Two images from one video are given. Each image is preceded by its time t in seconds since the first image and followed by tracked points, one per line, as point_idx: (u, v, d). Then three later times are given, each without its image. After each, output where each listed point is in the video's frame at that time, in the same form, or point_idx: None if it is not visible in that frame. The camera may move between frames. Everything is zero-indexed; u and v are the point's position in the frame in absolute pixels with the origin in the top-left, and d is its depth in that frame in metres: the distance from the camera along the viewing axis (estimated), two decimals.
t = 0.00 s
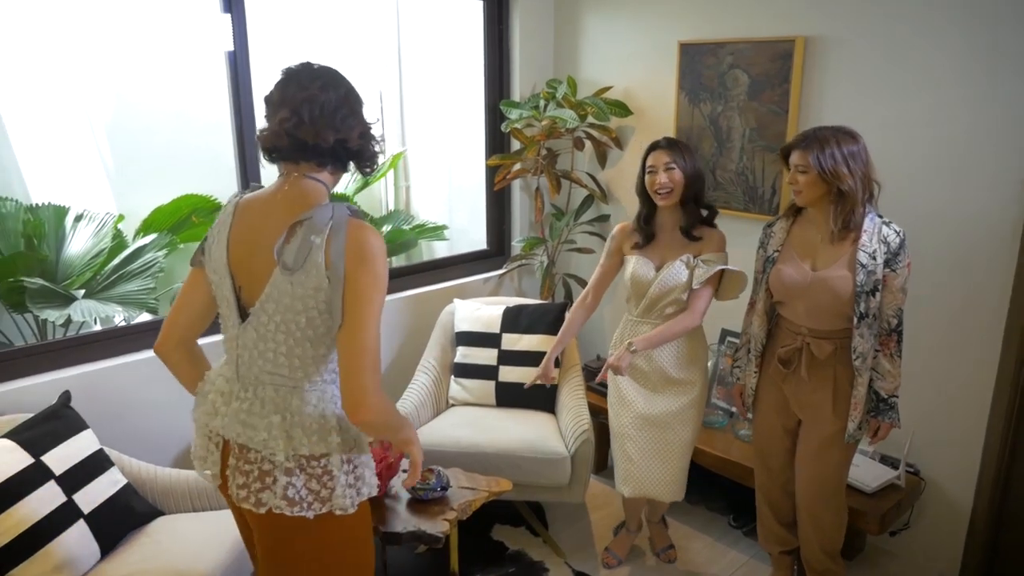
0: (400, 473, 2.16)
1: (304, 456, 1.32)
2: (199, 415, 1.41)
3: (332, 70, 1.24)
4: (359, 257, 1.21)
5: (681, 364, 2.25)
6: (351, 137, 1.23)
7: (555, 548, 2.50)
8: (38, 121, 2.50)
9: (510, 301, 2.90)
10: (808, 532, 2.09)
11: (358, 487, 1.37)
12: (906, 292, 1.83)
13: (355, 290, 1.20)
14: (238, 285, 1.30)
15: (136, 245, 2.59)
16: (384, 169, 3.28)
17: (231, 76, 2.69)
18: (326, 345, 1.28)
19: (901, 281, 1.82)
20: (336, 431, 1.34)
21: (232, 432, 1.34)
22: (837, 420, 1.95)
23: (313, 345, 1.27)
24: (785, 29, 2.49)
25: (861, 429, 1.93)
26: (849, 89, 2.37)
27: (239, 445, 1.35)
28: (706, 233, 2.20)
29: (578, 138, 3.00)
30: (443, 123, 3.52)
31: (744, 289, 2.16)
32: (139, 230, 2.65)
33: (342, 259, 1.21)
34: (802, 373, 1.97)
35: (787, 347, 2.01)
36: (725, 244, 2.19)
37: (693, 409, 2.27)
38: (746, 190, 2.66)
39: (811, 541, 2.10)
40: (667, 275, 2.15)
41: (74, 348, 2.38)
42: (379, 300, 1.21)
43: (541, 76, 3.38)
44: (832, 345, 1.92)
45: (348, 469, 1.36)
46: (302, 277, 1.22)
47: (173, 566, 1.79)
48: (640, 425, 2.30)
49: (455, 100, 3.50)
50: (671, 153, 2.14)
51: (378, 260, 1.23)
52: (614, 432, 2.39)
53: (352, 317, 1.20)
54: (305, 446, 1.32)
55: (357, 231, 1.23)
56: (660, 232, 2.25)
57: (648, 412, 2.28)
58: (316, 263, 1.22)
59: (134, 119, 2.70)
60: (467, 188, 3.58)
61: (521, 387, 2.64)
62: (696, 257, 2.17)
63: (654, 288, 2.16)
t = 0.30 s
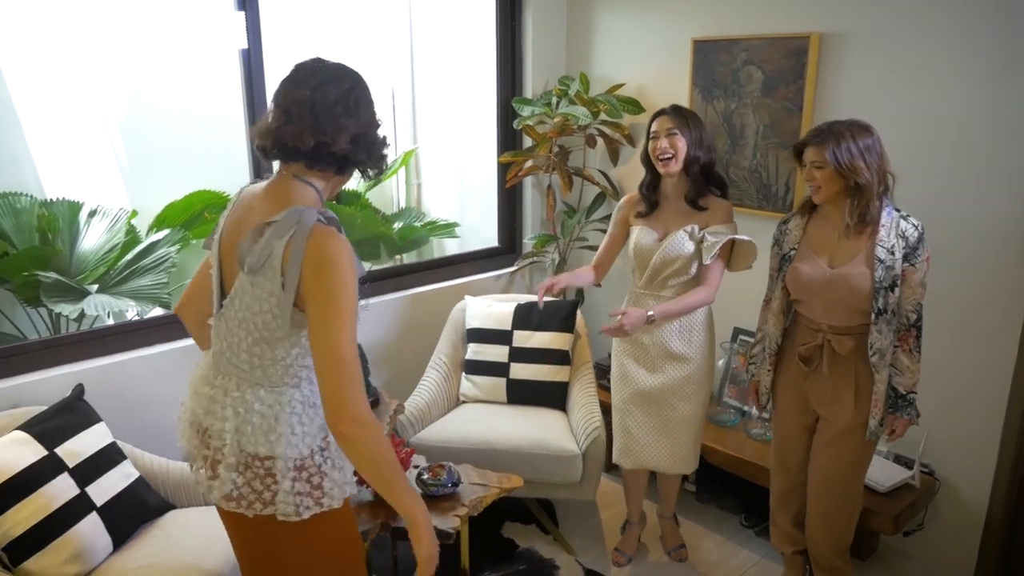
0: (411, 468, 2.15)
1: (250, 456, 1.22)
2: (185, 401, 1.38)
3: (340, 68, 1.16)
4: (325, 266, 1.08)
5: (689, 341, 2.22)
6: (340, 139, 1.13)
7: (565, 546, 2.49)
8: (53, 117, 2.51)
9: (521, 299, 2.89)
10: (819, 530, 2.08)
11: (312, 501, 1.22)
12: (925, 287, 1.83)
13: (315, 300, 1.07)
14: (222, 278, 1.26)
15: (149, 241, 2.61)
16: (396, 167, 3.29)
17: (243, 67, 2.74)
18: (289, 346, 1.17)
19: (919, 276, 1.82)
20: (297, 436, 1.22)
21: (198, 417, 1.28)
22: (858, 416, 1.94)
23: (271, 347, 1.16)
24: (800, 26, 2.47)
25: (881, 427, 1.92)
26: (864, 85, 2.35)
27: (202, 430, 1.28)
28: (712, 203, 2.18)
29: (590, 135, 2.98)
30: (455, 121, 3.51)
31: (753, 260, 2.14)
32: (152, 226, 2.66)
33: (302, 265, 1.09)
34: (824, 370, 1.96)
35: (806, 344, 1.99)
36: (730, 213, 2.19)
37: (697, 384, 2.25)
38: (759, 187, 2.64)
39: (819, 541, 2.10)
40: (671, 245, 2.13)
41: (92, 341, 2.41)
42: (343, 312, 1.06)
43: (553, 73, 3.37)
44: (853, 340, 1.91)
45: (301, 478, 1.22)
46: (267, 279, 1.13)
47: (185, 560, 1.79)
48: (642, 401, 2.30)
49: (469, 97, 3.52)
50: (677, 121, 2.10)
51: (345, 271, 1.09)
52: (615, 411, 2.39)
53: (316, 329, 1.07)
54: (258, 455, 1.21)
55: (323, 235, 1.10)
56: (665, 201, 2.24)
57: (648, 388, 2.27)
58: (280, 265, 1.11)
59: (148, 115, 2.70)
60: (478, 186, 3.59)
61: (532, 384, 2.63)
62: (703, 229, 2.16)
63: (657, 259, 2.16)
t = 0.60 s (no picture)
0: (424, 463, 2.15)
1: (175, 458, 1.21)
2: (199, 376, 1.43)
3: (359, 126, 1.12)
4: (288, 298, 1.04)
5: (690, 333, 2.20)
6: (320, 194, 1.09)
7: (578, 543, 2.48)
8: (71, 112, 2.53)
9: (534, 295, 2.88)
10: (845, 529, 2.07)
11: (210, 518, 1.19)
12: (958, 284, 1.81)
13: (282, 333, 1.04)
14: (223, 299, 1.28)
15: (164, 235, 2.66)
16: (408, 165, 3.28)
17: (259, 67, 2.75)
18: (242, 369, 1.15)
19: (954, 274, 1.81)
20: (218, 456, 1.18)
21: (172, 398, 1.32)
22: (885, 415, 1.93)
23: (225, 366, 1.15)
24: (817, 21, 2.45)
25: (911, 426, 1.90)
26: (882, 81, 2.32)
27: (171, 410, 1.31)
28: (712, 191, 2.16)
29: (604, 131, 2.97)
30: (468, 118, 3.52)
31: (753, 251, 2.13)
32: (166, 221, 2.70)
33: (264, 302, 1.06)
34: (853, 369, 1.94)
35: (832, 344, 1.97)
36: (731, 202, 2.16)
37: (697, 373, 2.23)
38: (775, 183, 2.62)
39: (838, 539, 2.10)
40: (669, 235, 2.13)
41: (110, 333, 2.43)
42: (311, 342, 1.02)
43: (567, 70, 3.36)
44: (881, 341, 1.89)
45: (209, 494, 1.19)
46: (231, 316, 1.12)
47: (199, 551, 1.80)
48: (645, 391, 2.29)
49: (482, 95, 3.54)
50: (672, 109, 2.08)
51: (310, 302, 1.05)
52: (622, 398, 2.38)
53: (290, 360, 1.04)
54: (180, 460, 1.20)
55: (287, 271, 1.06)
56: (665, 188, 2.23)
57: (650, 377, 2.26)
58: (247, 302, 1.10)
59: (165, 111, 2.72)
60: (491, 183, 3.59)
61: (546, 380, 2.63)
62: (703, 219, 2.14)
63: (655, 247, 2.16)
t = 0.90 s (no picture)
0: (439, 456, 2.15)
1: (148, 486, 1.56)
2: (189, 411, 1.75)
3: (358, 224, 1.32)
4: (257, 371, 1.27)
5: (700, 327, 2.17)
6: (297, 279, 1.31)
7: (593, 539, 2.47)
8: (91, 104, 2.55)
9: (551, 290, 2.87)
10: (871, 529, 2.05)
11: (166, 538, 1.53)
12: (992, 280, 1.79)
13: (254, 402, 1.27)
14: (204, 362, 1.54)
15: (182, 227, 2.68)
16: (425, 158, 3.38)
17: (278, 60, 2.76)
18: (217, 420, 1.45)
19: (988, 269, 1.79)
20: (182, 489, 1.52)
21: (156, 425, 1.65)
22: (913, 413, 1.90)
23: (200, 418, 1.46)
24: (839, 15, 2.42)
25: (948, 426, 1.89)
26: (905, 76, 2.30)
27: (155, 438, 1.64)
28: (719, 183, 2.12)
29: (622, 126, 2.95)
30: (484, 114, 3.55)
31: (766, 242, 2.09)
32: (185, 214, 2.73)
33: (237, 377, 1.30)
34: (876, 367, 1.92)
35: (859, 340, 1.95)
36: (740, 195, 2.11)
37: (706, 369, 2.20)
38: (794, 179, 2.60)
39: (860, 538, 2.09)
40: (677, 226, 2.12)
41: (127, 323, 2.44)
42: (276, 409, 1.24)
43: (584, 64, 3.34)
44: (909, 337, 1.87)
45: (166, 517, 1.53)
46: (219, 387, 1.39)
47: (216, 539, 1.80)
48: (655, 386, 2.28)
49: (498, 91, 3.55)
50: (672, 111, 2.05)
51: (274, 372, 1.28)
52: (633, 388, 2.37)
53: (262, 425, 1.26)
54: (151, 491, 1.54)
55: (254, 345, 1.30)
56: (673, 182, 2.21)
57: (659, 370, 2.25)
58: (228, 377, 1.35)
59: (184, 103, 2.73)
60: (508, 179, 3.58)
61: (562, 375, 2.61)
62: (713, 211, 2.11)
63: (664, 238, 2.15)
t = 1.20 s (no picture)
0: (459, 444, 2.14)
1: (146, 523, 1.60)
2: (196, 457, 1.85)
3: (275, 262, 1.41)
4: (211, 395, 1.39)
5: (716, 322, 2.15)
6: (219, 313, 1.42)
7: (611, 530, 2.46)
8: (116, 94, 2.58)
9: (570, 281, 2.86)
10: (891, 521, 2.03)
11: None
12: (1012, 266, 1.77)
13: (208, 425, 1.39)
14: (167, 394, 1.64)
15: (205, 216, 2.74)
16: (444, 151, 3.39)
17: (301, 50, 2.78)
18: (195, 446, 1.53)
19: (1007, 255, 1.76)
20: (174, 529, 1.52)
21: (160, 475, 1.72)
22: (931, 403, 1.88)
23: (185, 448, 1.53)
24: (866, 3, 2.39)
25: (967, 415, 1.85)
26: (933, 65, 2.26)
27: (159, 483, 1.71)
28: (740, 173, 2.09)
29: (644, 118, 2.93)
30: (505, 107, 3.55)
31: (790, 228, 2.06)
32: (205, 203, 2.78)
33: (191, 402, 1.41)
34: (892, 354, 1.91)
35: (873, 328, 1.94)
36: (763, 182, 2.08)
37: (722, 361, 2.18)
38: (818, 170, 2.57)
39: (882, 532, 2.06)
40: (700, 211, 2.09)
41: (149, 309, 2.52)
42: (230, 428, 1.36)
43: (606, 56, 3.32)
44: (924, 324, 1.85)
45: (169, 542, 1.53)
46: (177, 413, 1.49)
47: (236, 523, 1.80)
48: (669, 376, 2.25)
49: (520, 85, 3.57)
50: (695, 101, 2.03)
51: (228, 395, 1.40)
52: (648, 379, 2.33)
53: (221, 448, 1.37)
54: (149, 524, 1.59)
55: (209, 373, 1.42)
56: (694, 172, 2.18)
57: (672, 360, 2.23)
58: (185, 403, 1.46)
59: (207, 93, 2.75)
60: (528, 172, 3.57)
61: (581, 366, 2.60)
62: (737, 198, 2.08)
63: (687, 224, 2.12)
